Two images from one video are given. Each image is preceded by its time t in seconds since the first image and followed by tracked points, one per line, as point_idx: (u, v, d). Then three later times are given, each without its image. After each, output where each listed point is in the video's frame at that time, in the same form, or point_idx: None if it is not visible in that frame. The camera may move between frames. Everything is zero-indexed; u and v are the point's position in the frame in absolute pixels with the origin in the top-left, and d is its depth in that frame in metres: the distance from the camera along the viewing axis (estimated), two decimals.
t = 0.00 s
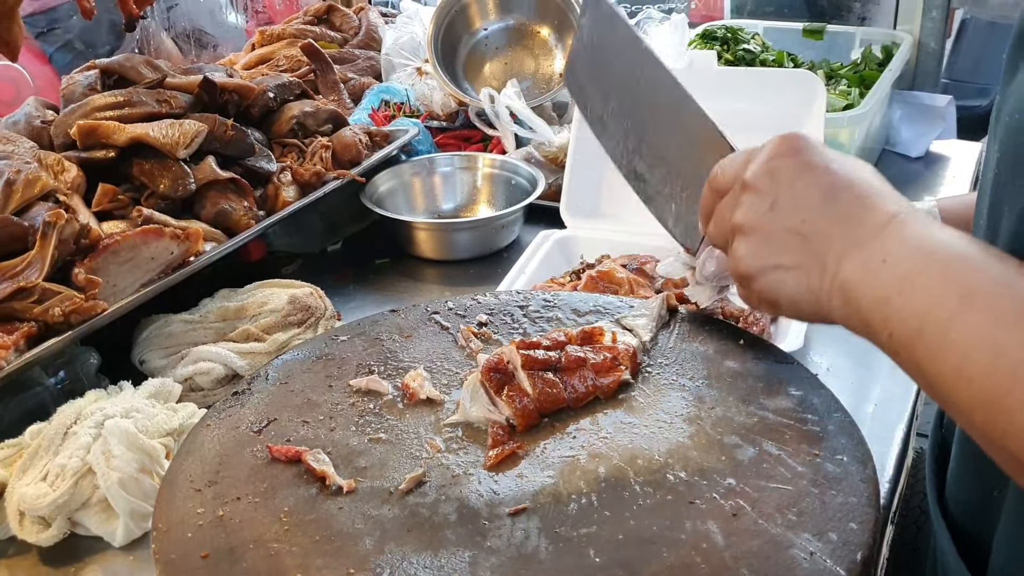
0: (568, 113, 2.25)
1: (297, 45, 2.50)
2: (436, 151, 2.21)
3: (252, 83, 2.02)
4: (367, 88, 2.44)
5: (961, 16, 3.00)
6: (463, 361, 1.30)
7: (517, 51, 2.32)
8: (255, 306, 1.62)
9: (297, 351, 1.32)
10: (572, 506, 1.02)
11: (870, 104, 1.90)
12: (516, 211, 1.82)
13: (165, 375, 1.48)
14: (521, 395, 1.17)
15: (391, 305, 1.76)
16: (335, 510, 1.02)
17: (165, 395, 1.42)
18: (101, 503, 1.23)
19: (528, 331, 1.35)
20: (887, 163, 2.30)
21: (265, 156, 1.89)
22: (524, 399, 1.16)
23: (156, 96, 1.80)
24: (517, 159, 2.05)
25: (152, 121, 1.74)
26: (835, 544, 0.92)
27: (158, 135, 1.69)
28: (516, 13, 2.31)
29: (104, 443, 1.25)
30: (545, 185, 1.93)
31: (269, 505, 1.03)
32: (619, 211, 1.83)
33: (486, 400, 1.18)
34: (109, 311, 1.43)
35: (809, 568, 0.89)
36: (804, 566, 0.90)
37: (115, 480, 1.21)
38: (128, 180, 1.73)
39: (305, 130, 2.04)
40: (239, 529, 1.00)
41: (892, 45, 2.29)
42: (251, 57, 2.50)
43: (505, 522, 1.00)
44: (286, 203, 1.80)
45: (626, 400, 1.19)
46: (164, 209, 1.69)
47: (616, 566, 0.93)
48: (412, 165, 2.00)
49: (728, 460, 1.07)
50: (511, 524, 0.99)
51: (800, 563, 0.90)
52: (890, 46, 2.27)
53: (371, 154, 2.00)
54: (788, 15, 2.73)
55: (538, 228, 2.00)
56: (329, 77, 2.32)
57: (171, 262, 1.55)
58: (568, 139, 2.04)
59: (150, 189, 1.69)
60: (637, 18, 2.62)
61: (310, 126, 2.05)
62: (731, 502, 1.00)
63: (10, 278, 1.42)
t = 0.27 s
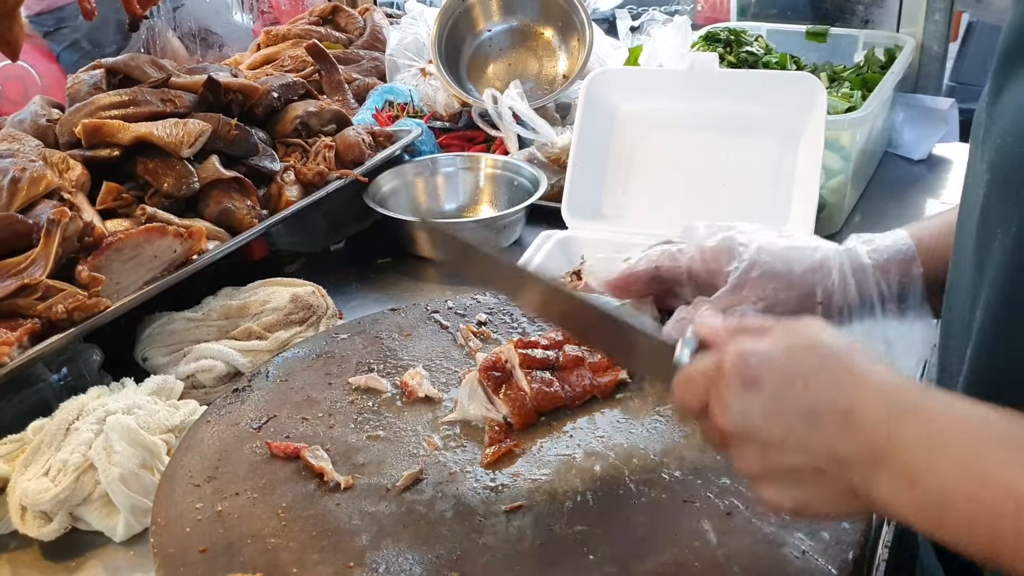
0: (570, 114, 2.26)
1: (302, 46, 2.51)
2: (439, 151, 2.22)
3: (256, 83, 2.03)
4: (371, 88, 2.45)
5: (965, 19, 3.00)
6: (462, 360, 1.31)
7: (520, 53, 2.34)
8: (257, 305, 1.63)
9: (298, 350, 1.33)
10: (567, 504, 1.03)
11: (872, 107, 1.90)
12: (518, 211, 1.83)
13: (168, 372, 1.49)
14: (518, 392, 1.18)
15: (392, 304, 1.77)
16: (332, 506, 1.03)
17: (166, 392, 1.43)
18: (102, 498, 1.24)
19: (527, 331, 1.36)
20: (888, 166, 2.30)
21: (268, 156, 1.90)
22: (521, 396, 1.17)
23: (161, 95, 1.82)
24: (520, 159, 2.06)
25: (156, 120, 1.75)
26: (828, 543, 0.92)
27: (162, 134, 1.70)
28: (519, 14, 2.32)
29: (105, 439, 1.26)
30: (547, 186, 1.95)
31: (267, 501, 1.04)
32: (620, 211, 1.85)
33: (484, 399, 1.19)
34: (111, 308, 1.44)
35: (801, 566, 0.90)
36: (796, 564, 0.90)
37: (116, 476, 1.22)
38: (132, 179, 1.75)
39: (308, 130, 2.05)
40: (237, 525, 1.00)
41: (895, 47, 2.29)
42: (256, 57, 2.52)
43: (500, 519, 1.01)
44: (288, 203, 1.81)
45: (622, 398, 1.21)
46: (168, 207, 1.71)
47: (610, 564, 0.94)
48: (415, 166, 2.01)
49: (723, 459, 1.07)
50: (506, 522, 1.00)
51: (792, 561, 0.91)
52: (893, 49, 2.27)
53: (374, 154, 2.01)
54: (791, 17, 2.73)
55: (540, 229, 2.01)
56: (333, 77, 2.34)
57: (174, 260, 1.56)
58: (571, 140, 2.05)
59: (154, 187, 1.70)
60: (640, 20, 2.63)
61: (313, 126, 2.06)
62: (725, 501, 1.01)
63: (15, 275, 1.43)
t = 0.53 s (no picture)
0: (575, 113, 2.26)
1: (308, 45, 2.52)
2: (444, 150, 2.22)
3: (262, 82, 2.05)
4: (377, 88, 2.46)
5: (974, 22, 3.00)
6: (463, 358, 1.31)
7: (526, 52, 2.35)
8: (261, 302, 1.64)
9: (301, 346, 1.34)
10: (565, 499, 1.03)
11: (876, 106, 1.90)
12: (521, 210, 1.84)
13: (172, 368, 1.50)
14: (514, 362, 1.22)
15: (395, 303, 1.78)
16: (333, 500, 1.04)
17: (170, 387, 1.44)
18: (106, 493, 1.25)
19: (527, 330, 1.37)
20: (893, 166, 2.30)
21: (273, 154, 1.91)
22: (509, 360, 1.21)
23: (167, 94, 1.83)
24: (524, 158, 2.06)
25: (162, 118, 1.76)
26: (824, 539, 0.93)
27: (168, 132, 1.71)
28: (524, 14, 2.33)
29: (109, 434, 1.27)
30: (551, 185, 1.95)
31: (267, 495, 1.05)
32: (624, 209, 1.85)
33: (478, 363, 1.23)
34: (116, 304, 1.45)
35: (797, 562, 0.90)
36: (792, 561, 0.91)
37: (119, 470, 1.23)
38: (138, 176, 1.76)
39: (313, 129, 2.06)
40: (238, 518, 1.01)
41: (900, 48, 2.29)
42: (263, 56, 2.53)
43: (498, 514, 1.01)
44: (293, 201, 1.82)
45: (623, 395, 1.21)
46: (173, 204, 1.72)
47: (607, 558, 0.94)
48: (420, 164, 2.02)
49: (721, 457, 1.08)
50: (504, 517, 1.01)
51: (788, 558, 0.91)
52: (898, 50, 2.27)
53: (379, 152, 2.02)
54: (797, 19, 2.73)
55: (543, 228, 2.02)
56: (339, 76, 2.35)
57: (179, 257, 1.58)
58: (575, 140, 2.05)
59: (160, 185, 1.72)
60: (646, 20, 2.63)
61: (318, 125, 2.07)
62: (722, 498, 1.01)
63: (21, 271, 1.44)
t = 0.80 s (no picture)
0: (580, 116, 2.27)
1: (314, 47, 2.53)
2: (448, 152, 2.23)
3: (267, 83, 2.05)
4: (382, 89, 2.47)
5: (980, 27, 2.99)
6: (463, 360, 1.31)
7: (531, 54, 2.35)
8: (264, 302, 1.64)
9: (302, 347, 1.34)
10: (564, 500, 1.03)
11: (881, 111, 1.90)
12: (524, 212, 1.84)
13: (174, 368, 1.51)
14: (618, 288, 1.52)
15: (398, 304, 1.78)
16: (331, 500, 1.04)
17: (172, 387, 1.44)
18: (106, 492, 1.25)
19: (528, 331, 1.37)
20: (898, 170, 2.30)
21: (278, 155, 1.91)
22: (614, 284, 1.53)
23: (172, 94, 1.84)
24: (528, 160, 2.06)
25: (167, 119, 1.77)
26: (821, 544, 0.93)
27: (172, 132, 1.72)
28: (530, 17, 2.33)
29: (110, 433, 1.27)
30: (555, 187, 1.95)
31: (266, 494, 1.05)
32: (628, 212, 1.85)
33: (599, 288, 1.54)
34: (119, 304, 1.46)
35: (793, 566, 0.90)
36: (788, 565, 0.91)
37: (120, 469, 1.23)
38: (142, 176, 1.76)
39: (318, 130, 2.07)
40: (237, 518, 1.02)
41: (905, 52, 2.29)
42: (269, 57, 2.54)
43: (496, 516, 1.01)
44: (297, 202, 1.82)
45: (622, 398, 1.21)
46: (178, 205, 1.72)
47: (604, 560, 0.94)
48: (424, 166, 2.03)
49: (719, 460, 1.08)
50: (502, 518, 1.01)
51: (785, 561, 0.91)
52: (903, 54, 2.27)
53: (383, 154, 2.03)
54: (802, 22, 2.73)
55: (547, 230, 2.02)
56: (345, 77, 2.35)
57: (183, 257, 1.58)
58: (579, 142, 2.05)
59: (164, 185, 1.72)
60: (651, 23, 2.63)
61: (323, 126, 2.07)
62: (720, 501, 1.01)
63: (25, 270, 1.45)
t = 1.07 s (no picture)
0: (583, 120, 2.27)
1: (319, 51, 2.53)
2: (452, 156, 2.23)
3: (271, 86, 2.06)
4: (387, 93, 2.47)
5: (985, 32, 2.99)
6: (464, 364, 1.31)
7: (535, 59, 2.36)
8: (266, 306, 1.64)
9: (303, 350, 1.34)
10: (564, 506, 1.03)
11: (885, 116, 1.90)
12: (527, 216, 1.84)
13: (177, 371, 1.51)
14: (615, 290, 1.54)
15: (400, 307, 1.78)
16: (332, 505, 1.05)
17: (175, 390, 1.44)
18: (108, 494, 1.26)
19: (530, 335, 1.37)
20: (902, 175, 2.29)
21: (281, 159, 1.92)
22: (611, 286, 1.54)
23: (177, 98, 1.84)
24: (532, 164, 2.06)
25: (172, 122, 1.78)
26: (821, 551, 0.93)
27: (177, 136, 1.72)
28: (534, 21, 2.34)
29: (112, 436, 1.28)
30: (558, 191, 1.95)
31: (267, 498, 1.06)
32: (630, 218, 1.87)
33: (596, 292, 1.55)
34: (123, 307, 1.46)
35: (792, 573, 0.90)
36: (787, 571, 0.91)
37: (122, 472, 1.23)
38: (146, 180, 1.77)
39: (322, 134, 2.07)
40: (237, 522, 1.02)
41: (909, 58, 2.29)
42: (273, 61, 2.54)
43: (496, 521, 1.01)
44: (301, 205, 1.83)
45: (622, 403, 1.21)
46: (181, 208, 1.73)
47: (604, 567, 0.94)
48: (428, 170, 2.03)
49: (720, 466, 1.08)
50: (503, 524, 1.01)
51: (784, 568, 0.91)
52: (907, 59, 2.27)
53: (387, 157, 2.03)
54: (806, 28, 2.73)
55: (550, 235, 2.02)
56: (349, 82, 2.34)
57: (186, 260, 1.58)
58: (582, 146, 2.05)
59: (168, 189, 1.73)
60: (656, 27, 2.64)
61: (327, 130, 2.08)
62: (720, 507, 1.01)
63: (28, 273, 1.45)
